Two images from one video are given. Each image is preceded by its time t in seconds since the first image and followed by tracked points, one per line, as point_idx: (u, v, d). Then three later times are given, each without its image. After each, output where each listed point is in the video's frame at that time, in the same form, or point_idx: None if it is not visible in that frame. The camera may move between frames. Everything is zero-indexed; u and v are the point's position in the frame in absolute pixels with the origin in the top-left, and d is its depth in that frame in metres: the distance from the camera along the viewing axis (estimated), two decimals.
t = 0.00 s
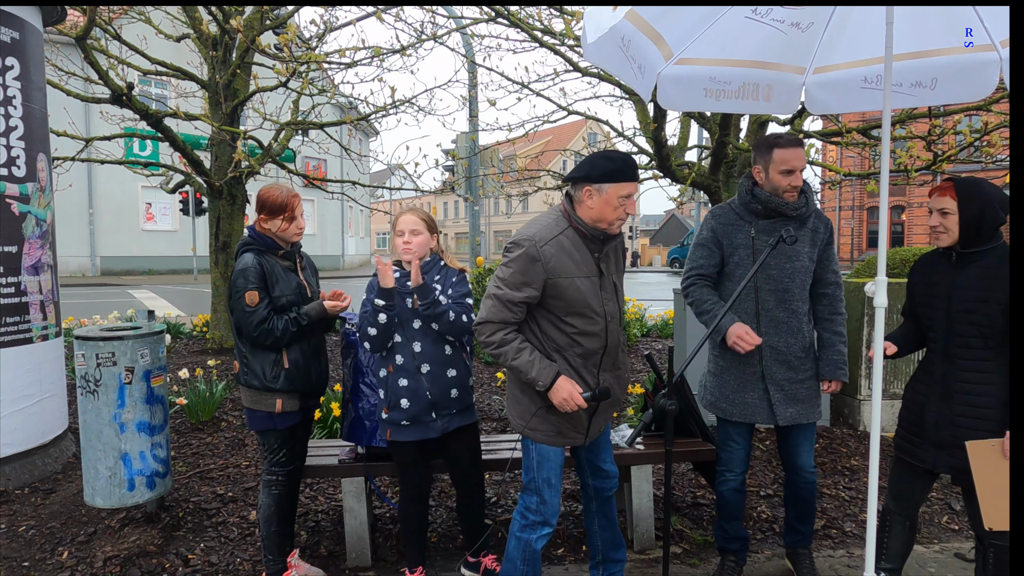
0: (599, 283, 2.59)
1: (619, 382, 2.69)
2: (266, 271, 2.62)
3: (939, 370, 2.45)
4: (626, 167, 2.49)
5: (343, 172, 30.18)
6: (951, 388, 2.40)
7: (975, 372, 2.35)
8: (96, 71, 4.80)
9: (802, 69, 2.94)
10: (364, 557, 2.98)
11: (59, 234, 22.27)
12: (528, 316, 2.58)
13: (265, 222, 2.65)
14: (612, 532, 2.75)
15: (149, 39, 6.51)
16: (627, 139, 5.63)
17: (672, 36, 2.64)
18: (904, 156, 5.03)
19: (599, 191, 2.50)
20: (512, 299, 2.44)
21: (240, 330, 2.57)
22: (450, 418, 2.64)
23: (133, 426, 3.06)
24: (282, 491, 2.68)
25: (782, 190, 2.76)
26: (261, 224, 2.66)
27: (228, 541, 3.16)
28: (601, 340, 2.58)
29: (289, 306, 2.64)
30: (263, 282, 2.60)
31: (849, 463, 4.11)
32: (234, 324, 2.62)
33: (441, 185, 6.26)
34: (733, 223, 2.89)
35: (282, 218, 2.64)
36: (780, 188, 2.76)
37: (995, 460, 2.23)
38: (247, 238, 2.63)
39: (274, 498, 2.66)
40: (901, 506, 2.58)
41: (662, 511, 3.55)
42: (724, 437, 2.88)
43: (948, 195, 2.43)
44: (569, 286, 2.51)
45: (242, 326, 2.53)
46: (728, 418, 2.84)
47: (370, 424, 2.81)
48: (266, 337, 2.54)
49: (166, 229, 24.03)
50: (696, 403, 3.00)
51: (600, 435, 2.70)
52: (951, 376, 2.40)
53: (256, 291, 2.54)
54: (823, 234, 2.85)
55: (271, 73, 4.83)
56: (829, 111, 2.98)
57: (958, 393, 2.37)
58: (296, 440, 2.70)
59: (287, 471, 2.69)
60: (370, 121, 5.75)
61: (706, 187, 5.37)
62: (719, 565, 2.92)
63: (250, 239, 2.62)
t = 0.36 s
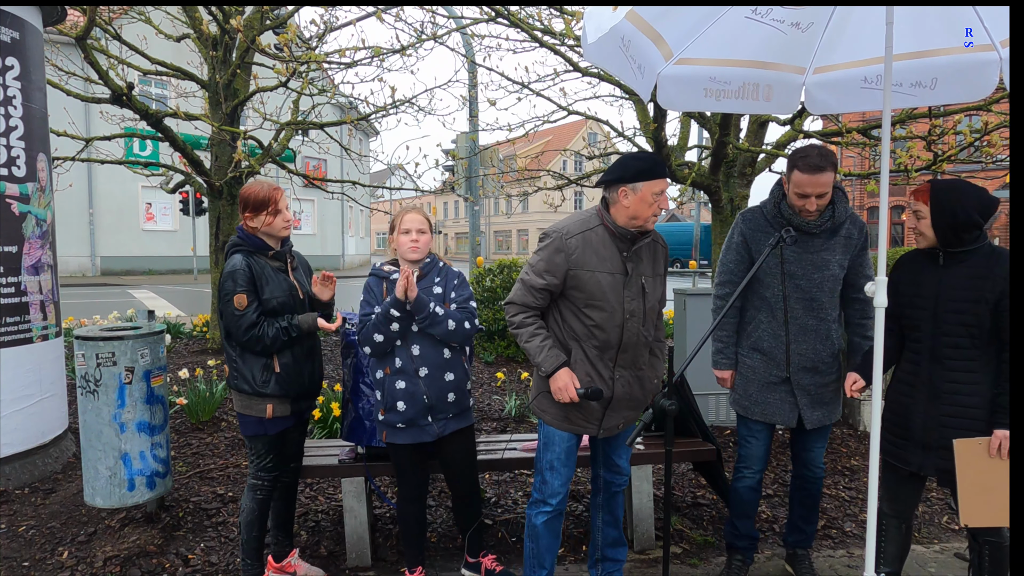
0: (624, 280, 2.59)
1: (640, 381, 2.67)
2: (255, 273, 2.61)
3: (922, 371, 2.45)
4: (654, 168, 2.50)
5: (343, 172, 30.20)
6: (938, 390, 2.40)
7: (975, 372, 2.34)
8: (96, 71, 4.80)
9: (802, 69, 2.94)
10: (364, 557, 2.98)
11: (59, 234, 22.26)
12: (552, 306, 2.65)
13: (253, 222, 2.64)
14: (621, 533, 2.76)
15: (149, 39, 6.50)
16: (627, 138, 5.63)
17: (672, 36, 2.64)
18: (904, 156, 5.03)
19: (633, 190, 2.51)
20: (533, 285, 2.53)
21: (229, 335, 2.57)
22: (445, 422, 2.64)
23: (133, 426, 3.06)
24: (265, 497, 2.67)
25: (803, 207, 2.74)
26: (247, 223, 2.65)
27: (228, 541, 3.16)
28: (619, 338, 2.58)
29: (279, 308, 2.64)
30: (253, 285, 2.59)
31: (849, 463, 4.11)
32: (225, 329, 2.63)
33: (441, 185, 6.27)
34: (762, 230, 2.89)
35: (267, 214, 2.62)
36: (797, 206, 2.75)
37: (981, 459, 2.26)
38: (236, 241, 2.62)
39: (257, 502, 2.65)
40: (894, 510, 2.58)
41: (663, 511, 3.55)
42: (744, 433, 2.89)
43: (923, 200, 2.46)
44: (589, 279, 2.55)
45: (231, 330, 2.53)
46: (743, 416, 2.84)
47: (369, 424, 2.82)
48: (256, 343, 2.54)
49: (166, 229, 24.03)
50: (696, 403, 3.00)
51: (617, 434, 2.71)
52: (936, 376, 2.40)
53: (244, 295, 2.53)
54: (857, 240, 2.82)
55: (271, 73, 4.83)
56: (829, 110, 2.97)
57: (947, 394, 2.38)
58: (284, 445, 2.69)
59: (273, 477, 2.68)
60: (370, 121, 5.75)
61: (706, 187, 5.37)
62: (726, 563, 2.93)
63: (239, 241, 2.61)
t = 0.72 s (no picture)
0: (620, 273, 2.59)
1: (643, 375, 2.66)
2: (251, 272, 2.59)
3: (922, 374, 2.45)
4: (647, 163, 2.48)
5: (343, 172, 30.21)
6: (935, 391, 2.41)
7: (975, 372, 2.34)
8: (96, 71, 4.80)
9: (802, 69, 2.94)
10: (363, 557, 2.98)
11: (59, 234, 22.26)
12: (552, 303, 2.65)
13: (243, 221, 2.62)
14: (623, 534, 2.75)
15: (149, 39, 6.50)
16: (627, 138, 5.63)
17: (672, 36, 2.64)
18: (904, 156, 5.03)
19: (628, 190, 2.52)
20: (531, 282, 2.55)
21: (224, 335, 2.55)
22: (447, 424, 2.65)
23: (133, 426, 3.06)
24: (259, 501, 2.68)
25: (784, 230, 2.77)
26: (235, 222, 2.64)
27: (229, 541, 3.16)
28: (620, 332, 2.58)
29: (274, 309, 2.63)
30: (248, 284, 2.58)
31: (849, 463, 4.11)
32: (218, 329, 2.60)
33: (441, 185, 6.27)
34: (756, 241, 2.93)
35: (257, 214, 2.61)
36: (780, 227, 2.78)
37: (978, 464, 2.22)
38: (227, 239, 2.59)
39: (249, 507, 2.66)
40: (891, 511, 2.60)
41: (663, 511, 3.56)
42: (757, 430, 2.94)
43: (933, 199, 2.40)
44: (586, 273, 2.55)
45: (227, 330, 2.51)
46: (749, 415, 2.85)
47: (369, 424, 2.82)
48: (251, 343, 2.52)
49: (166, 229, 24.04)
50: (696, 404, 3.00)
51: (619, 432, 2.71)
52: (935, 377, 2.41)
53: (240, 294, 2.52)
54: (854, 245, 2.75)
55: (271, 73, 4.82)
56: (828, 110, 2.97)
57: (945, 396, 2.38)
58: (275, 449, 2.69)
59: (265, 482, 2.68)
60: (370, 121, 5.75)
61: (706, 187, 5.37)
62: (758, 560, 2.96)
63: (231, 240, 2.59)
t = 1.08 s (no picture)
0: (601, 284, 2.58)
1: (621, 383, 2.67)
2: (251, 274, 2.59)
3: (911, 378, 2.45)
4: (640, 182, 2.43)
5: (343, 172, 30.22)
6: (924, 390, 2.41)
7: (974, 372, 2.33)
8: (96, 71, 4.80)
9: (802, 68, 2.94)
10: (363, 557, 2.98)
11: (59, 234, 22.26)
12: (531, 310, 2.65)
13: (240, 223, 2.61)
14: (616, 533, 2.75)
15: (149, 39, 6.50)
16: (627, 138, 5.63)
17: (671, 36, 2.63)
18: (904, 156, 5.03)
19: (609, 207, 2.48)
20: (511, 290, 2.53)
21: (229, 338, 2.53)
22: (449, 425, 2.65)
23: (133, 426, 3.06)
24: (259, 503, 2.67)
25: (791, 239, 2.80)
26: (233, 223, 2.63)
27: (228, 541, 3.16)
28: (598, 343, 2.59)
29: (277, 311, 2.64)
30: (250, 286, 2.57)
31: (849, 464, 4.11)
32: (219, 333, 2.58)
33: (441, 185, 6.26)
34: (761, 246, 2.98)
35: (257, 219, 2.60)
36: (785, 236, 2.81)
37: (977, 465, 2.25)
38: (224, 240, 2.58)
39: (251, 510, 2.65)
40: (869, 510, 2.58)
41: (663, 511, 3.56)
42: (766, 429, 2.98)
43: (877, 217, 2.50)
44: (566, 283, 2.55)
45: (233, 333, 2.49)
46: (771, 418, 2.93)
47: (369, 424, 2.82)
48: (261, 346, 2.53)
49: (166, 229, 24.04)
50: (695, 403, 3.00)
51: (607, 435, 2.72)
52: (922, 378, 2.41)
53: (244, 296, 2.52)
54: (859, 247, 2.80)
55: (271, 73, 4.82)
56: (828, 110, 2.97)
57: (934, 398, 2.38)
58: (276, 453, 2.69)
59: (265, 484, 2.68)
60: (370, 121, 5.74)
61: (706, 187, 5.36)
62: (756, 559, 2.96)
63: (228, 241, 2.58)
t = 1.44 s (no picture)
0: (586, 295, 2.58)
1: (605, 391, 2.66)
2: (252, 277, 2.59)
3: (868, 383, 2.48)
4: (624, 197, 2.40)
5: (343, 172, 30.21)
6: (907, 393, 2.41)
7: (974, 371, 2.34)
8: (96, 71, 4.80)
9: (802, 69, 2.94)
10: (363, 557, 2.98)
11: (59, 234, 22.26)
12: (518, 315, 2.67)
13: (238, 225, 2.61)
14: (615, 533, 2.74)
15: (149, 38, 6.50)
16: (627, 138, 5.63)
17: (671, 36, 2.64)
18: (904, 156, 5.03)
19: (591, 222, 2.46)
20: (494, 297, 2.56)
21: (232, 341, 2.52)
22: (446, 424, 2.65)
23: (133, 426, 3.06)
24: (259, 504, 2.67)
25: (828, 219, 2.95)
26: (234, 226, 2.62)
27: (229, 541, 3.16)
28: (581, 352, 2.58)
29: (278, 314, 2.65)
30: (251, 288, 2.57)
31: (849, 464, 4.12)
32: (222, 336, 2.57)
33: (441, 185, 6.26)
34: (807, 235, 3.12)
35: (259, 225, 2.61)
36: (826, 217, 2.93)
37: (959, 451, 2.30)
38: (222, 243, 2.58)
39: (252, 510, 2.65)
40: (839, 511, 2.56)
41: (662, 511, 3.56)
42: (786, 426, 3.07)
43: (806, 238, 2.49)
44: (550, 292, 2.55)
45: (236, 335, 2.48)
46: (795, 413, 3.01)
47: (369, 424, 2.82)
48: (266, 347, 2.52)
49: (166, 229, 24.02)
50: (695, 402, 3.00)
51: (598, 435, 2.73)
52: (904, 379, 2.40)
53: (247, 298, 2.51)
54: (903, 242, 2.90)
55: (271, 73, 4.82)
56: (828, 110, 2.96)
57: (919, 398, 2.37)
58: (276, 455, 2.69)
59: (266, 486, 2.68)
60: (370, 121, 5.74)
61: (706, 187, 5.36)
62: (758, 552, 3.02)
63: (227, 244, 2.59)
